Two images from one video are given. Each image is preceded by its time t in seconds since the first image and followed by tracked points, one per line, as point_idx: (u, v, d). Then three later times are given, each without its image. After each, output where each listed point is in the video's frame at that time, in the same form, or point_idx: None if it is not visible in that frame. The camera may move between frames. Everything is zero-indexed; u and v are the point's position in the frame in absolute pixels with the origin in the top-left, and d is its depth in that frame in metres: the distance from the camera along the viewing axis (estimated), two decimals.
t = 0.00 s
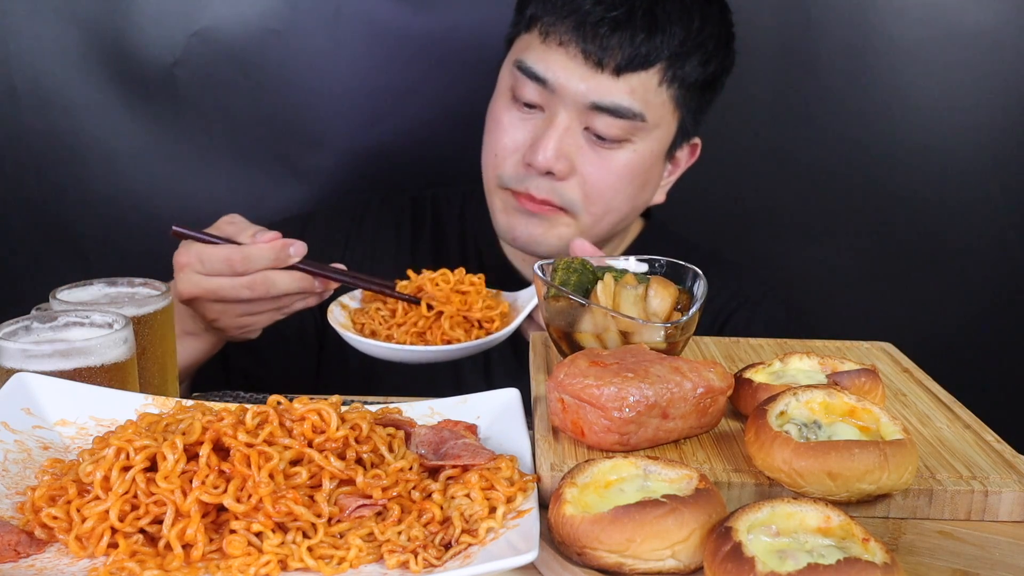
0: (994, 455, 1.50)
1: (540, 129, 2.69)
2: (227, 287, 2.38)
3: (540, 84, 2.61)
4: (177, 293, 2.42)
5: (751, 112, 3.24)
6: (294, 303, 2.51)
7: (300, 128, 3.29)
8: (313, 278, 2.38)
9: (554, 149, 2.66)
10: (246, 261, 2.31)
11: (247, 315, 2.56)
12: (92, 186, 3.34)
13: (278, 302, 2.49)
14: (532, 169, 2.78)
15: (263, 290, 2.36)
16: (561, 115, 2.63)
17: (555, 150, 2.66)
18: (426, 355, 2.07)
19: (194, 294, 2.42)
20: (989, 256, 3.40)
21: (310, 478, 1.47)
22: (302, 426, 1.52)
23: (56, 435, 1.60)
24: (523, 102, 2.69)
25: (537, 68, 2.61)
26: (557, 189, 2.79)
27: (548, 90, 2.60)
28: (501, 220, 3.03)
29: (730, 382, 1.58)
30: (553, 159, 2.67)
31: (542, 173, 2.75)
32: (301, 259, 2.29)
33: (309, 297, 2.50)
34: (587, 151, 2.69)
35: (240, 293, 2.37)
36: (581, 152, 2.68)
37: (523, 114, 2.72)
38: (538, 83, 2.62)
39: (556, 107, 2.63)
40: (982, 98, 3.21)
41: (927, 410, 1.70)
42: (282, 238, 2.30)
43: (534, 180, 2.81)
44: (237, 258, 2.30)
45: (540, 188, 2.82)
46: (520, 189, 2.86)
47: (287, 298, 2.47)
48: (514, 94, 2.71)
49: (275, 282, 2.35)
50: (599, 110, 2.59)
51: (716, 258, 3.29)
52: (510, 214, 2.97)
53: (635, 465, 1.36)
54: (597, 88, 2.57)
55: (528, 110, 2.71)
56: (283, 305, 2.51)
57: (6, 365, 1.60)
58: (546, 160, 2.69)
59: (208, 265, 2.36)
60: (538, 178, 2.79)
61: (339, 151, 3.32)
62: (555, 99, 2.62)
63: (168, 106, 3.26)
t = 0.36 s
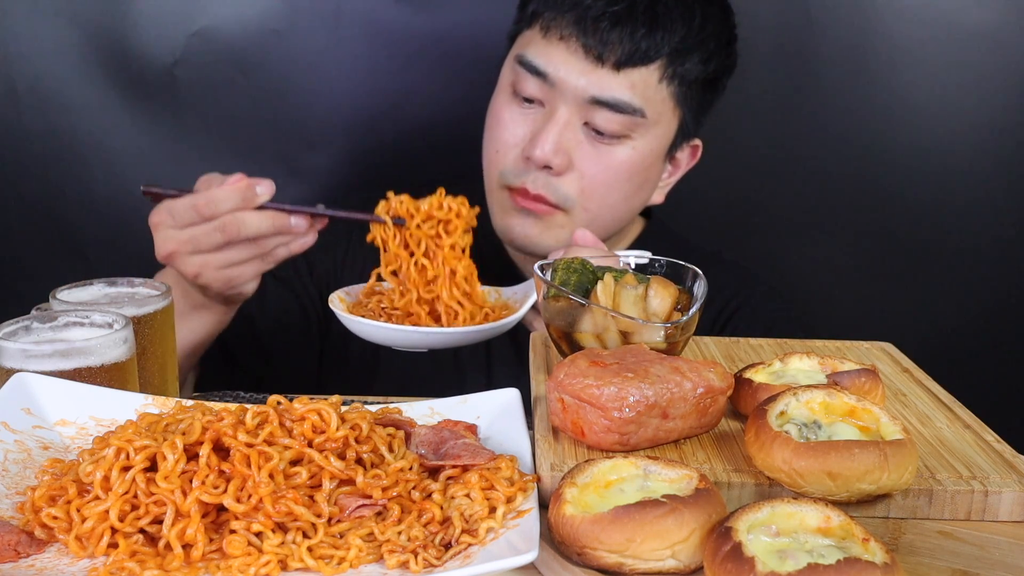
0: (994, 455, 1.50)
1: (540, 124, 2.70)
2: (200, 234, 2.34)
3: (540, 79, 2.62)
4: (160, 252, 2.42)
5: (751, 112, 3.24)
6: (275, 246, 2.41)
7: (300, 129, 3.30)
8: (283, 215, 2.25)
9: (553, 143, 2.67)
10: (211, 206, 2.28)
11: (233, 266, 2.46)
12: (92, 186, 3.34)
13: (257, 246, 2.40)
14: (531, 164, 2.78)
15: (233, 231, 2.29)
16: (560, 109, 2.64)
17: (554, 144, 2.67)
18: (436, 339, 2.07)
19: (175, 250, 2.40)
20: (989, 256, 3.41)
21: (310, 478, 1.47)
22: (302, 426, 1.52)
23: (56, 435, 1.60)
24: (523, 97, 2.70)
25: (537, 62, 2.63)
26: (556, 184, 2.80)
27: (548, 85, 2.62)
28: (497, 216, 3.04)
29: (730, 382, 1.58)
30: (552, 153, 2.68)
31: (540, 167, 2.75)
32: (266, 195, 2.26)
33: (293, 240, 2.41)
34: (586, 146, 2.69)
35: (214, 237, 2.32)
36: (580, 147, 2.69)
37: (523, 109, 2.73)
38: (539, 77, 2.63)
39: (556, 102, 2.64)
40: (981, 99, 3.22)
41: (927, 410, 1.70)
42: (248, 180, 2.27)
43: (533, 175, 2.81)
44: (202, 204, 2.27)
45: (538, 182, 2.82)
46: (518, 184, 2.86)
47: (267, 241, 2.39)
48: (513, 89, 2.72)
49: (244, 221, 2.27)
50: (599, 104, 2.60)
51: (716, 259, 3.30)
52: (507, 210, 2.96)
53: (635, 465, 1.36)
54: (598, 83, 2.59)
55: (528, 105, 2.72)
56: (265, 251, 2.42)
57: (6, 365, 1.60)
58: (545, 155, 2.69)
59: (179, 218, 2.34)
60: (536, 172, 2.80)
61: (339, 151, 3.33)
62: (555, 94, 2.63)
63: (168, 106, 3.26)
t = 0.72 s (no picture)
0: (993, 455, 1.50)
1: (539, 111, 2.70)
2: (192, 112, 2.24)
3: (541, 65, 2.63)
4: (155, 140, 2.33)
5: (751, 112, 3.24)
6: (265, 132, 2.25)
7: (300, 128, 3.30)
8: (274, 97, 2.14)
9: (552, 130, 2.67)
10: (202, 83, 2.19)
11: (225, 155, 2.31)
12: (92, 186, 3.34)
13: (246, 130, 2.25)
14: (530, 151, 2.78)
15: (222, 106, 2.16)
16: (560, 96, 2.64)
17: (552, 130, 2.67)
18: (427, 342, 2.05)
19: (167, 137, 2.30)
20: (988, 256, 3.41)
21: (310, 478, 1.47)
22: (302, 426, 1.52)
23: (56, 435, 1.60)
24: (524, 84, 2.71)
25: (538, 49, 2.64)
26: (555, 171, 2.80)
27: (549, 71, 2.62)
28: (496, 204, 3.05)
29: (730, 382, 1.58)
30: (550, 140, 2.69)
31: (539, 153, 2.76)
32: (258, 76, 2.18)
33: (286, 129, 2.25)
34: (586, 133, 2.70)
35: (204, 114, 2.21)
36: (579, 135, 2.69)
37: (523, 96, 2.73)
38: (540, 64, 2.64)
39: (556, 88, 2.64)
40: (980, 99, 3.22)
41: (927, 410, 1.70)
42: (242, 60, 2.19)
43: (532, 162, 2.82)
44: (192, 81, 2.19)
45: (538, 169, 2.83)
46: (517, 171, 2.87)
47: (258, 125, 2.23)
48: (513, 77, 2.73)
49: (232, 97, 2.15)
50: (598, 90, 2.61)
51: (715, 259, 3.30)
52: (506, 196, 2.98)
53: (635, 465, 1.36)
54: (598, 69, 2.59)
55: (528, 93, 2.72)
56: (255, 138, 2.27)
57: (6, 365, 1.60)
58: (543, 141, 2.70)
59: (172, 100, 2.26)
60: (535, 159, 2.80)
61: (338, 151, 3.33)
62: (555, 80, 2.63)
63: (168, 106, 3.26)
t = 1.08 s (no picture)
0: (993, 455, 1.50)
1: (532, 120, 2.72)
2: (198, 180, 2.35)
3: (533, 75, 2.65)
4: (163, 206, 2.45)
5: (751, 112, 3.24)
6: (270, 200, 2.36)
7: (299, 129, 3.30)
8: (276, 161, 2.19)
9: (544, 140, 2.70)
10: (207, 151, 2.30)
11: (231, 220, 2.42)
12: (91, 186, 3.33)
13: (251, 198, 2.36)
14: (523, 160, 2.80)
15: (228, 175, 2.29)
16: (553, 106, 2.66)
17: (544, 141, 2.69)
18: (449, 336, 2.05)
19: (176, 203, 2.42)
20: (988, 256, 3.41)
21: (310, 478, 1.47)
22: (302, 426, 1.52)
23: (56, 435, 1.60)
24: (517, 93, 2.73)
25: (530, 59, 2.66)
26: (547, 180, 2.82)
27: (541, 81, 2.64)
28: (490, 210, 3.07)
29: (730, 382, 1.58)
30: (542, 150, 2.71)
31: (532, 162, 2.77)
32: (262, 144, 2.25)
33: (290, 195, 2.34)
34: (577, 143, 2.71)
35: (210, 182, 2.33)
36: (570, 144, 2.71)
37: (516, 105, 2.75)
38: (533, 74, 2.66)
39: (549, 98, 2.66)
40: (979, 99, 3.23)
41: (927, 410, 1.70)
42: (245, 128, 2.29)
43: (525, 170, 2.84)
44: (197, 150, 2.30)
45: (530, 178, 2.85)
46: (510, 179, 2.89)
47: (262, 192, 2.34)
48: (508, 85, 2.75)
49: (239, 166, 2.27)
50: (589, 102, 2.62)
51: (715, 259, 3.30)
52: (499, 204, 3.00)
53: (635, 465, 1.36)
54: (589, 80, 2.61)
55: (522, 101, 2.74)
56: (261, 205, 2.37)
57: (6, 365, 1.60)
58: (535, 151, 2.72)
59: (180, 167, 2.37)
60: (528, 167, 2.82)
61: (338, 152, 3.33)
62: (548, 90, 2.65)
63: (168, 106, 3.26)
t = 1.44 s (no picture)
0: (993, 455, 1.51)
1: (514, 119, 2.68)
2: (211, 227, 2.25)
3: (513, 74, 2.62)
4: (174, 252, 2.34)
5: (751, 112, 3.24)
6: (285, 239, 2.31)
7: (299, 129, 3.30)
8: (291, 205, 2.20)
9: (527, 138, 2.64)
10: (222, 197, 2.18)
11: (245, 262, 2.36)
12: (92, 186, 3.33)
13: (265, 238, 2.30)
14: (506, 160, 2.75)
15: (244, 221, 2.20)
16: (534, 104, 2.63)
17: (528, 139, 2.64)
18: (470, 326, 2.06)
19: (188, 249, 2.32)
20: (987, 256, 3.41)
21: (310, 478, 1.47)
22: (302, 426, 1.52)
23: (56, 435, 1.61)
24: (498, 92, 2.70)
25: (509, 58, 2.63)
26: (532, 179, 2.77)
27: (520, 79, 2.61)
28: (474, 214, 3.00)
29: (730, 382, 1.58)
30: (526, 148, 2.65)
31: (515, 162, 2.72)
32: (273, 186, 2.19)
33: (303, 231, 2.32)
34: (560, 139, 2.67)
35: (225, 229, 2.24)
36: (554, 141, 2.66)
37: (498, 105, 2.72)
38: (512, 73, 2.63)
39: (530, 96, 2.62)
40: (979, 99, 3.22)
41: (927, 410, 1.70)
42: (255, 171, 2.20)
43: (508, 171, 2.78)
44: (211, 198, 2.19)
45: (513, 178, 2.79)
46: (493, 182, 2.82)
47: (277, 233, 2.29)
48: (489, 85, 2.73)
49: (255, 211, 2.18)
50: (571, 97, 2.59)
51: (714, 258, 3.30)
52: (483, 208, 2.92)
53: (635, 465, 1.36)
54: (569, 75, 2.58)
55: (503, 101, 2.71)
56: (275, 245, 2.32)
57: (6, 365, 1.60)
58: (518, 150, 2.66)
59: (191, 214, 2.28)
60: (511, 168, 2.76)
61: (339, 152, 3.33)
62: (528, 88, 2.62)
63: (169, 106, 3.26)
